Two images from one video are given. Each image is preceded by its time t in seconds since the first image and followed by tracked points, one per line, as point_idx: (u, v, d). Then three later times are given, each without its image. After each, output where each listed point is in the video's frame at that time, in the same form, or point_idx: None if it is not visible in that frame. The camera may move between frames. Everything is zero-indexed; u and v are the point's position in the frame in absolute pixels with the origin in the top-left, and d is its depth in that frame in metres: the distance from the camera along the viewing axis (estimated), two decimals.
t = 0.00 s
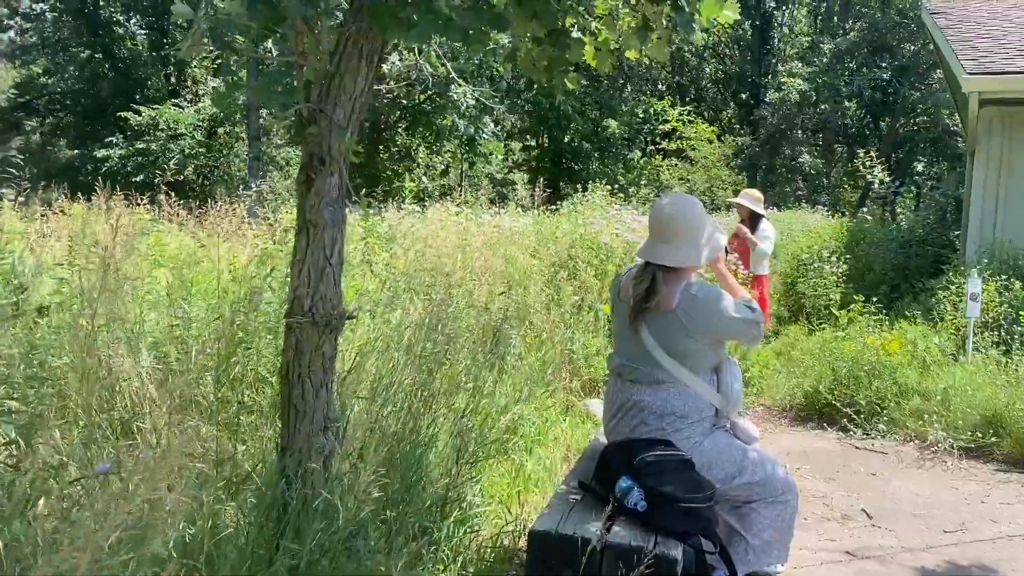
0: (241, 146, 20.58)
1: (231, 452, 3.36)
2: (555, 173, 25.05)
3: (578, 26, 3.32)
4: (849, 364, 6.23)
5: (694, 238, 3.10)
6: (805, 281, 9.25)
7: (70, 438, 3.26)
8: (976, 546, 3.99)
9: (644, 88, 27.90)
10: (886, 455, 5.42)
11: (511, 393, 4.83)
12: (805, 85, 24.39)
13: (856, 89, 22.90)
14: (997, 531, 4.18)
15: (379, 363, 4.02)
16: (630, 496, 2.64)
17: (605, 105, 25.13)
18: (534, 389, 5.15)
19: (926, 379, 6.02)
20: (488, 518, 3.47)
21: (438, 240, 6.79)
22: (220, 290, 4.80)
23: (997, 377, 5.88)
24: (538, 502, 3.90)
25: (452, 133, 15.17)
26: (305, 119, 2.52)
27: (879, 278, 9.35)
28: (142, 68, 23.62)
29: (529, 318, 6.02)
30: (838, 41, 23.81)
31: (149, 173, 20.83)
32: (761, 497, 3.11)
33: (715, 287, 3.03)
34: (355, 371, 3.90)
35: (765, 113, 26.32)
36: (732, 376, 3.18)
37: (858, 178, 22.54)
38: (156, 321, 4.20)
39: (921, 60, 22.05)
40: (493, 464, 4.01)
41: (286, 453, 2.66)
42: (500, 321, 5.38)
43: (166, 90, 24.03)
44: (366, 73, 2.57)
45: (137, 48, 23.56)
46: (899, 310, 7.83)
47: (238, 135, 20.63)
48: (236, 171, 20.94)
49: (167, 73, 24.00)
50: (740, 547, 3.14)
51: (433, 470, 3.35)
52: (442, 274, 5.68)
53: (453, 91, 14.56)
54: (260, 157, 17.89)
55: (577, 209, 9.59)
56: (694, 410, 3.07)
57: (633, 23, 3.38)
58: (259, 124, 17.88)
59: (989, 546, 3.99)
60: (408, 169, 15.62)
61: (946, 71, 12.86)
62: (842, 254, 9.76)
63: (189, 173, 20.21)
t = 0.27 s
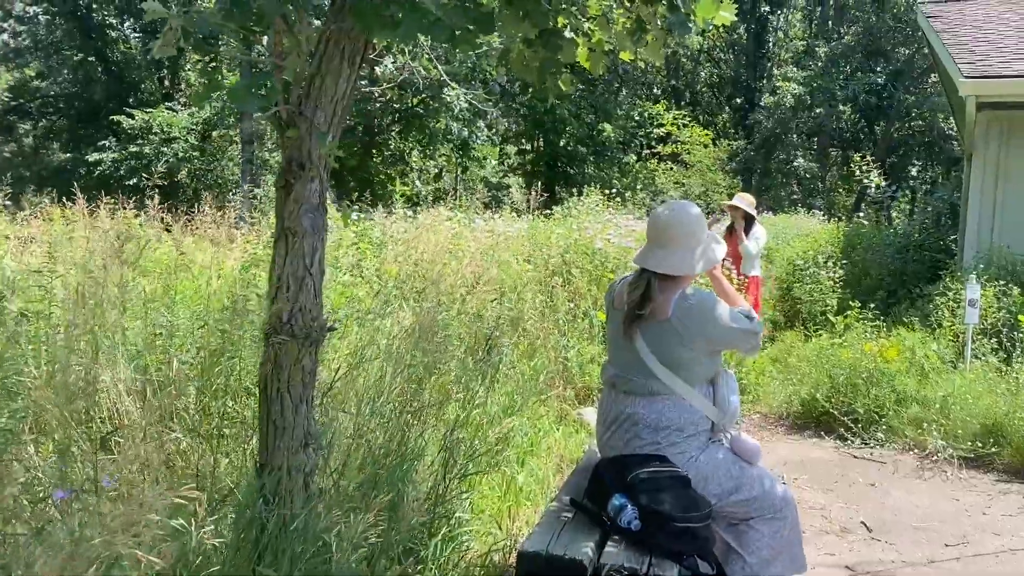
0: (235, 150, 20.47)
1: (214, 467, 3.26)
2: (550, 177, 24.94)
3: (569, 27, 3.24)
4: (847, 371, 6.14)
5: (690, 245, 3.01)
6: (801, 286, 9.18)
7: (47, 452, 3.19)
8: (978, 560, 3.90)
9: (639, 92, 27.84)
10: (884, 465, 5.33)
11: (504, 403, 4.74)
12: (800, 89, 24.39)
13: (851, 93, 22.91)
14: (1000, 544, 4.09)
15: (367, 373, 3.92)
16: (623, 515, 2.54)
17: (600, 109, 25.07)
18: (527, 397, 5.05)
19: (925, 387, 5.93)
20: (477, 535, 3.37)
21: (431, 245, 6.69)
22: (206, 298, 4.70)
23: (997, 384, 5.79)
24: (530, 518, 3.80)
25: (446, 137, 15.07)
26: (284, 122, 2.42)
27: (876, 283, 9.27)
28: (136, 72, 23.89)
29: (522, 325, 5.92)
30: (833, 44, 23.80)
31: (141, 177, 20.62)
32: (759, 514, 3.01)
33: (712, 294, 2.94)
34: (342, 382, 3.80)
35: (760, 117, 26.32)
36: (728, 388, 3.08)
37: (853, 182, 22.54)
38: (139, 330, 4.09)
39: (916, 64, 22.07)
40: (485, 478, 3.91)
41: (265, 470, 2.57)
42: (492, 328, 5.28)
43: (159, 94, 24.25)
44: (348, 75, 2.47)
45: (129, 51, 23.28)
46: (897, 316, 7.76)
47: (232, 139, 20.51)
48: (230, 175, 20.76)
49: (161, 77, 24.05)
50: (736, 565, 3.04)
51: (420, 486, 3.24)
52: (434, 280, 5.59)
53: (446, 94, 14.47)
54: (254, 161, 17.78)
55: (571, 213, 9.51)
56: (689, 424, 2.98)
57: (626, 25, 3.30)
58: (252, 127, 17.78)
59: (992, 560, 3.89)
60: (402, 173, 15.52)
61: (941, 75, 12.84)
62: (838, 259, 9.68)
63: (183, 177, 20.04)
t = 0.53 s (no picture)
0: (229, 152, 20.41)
1: (200, 475, 3.20)
2: (546, 180, 24.90)
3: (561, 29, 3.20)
4: (844, 376, 6.09)
5: (685, 249, 2.94)
6: (798, 290, 9.13)
7: (29, 459, 3.15)
8: (977, 568, 3.84)
9: (635, 95, 27.82)
10: (880, 471, 5.29)
11: (497, 408, 4.68)
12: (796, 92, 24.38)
13: (848, 97, 22.91)
14: (998, 551, 4.04)
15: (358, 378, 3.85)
16: (615, 525, 2.49)
17: (596, 113, 25.08)
18: (521, 402, 5.00)
19: (923, 392, 5.88)
20: (467, 545, 3.33)
21: (424, 248, 6.64)
22: (196, 303, 4.64)
23: (995, 389, 5.74)
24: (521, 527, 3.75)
25: (441, 139, 15.03)
26: (268, 122, 2.38)
27: (872, 287, 9.22)
28: (129, 74, 23.91)
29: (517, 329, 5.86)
30: (829, 48, 23.81)
31: (136, 180, 20.53)
32: (754, 524, 2.95)
33: (706, 300, 2.87)
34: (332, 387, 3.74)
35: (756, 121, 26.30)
36: (723, 395, 3.02)
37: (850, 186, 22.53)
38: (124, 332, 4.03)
39: (913, 67, 22.09)
40: (477, 485, 3.84)
41: (249, 478, 2.53)
42: (486, 333, 5.22)
43: (154, 96, 24.02)
44: (333, 75, 2.43)
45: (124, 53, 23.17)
46: (894, 320, 7.71)
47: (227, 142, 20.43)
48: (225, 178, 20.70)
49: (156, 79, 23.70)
50: (732, 575, 2.98)
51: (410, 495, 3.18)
52: (427, 284, 5.53)
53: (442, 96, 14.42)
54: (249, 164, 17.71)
55: (567, 217, 9.45)
56: (683, 432, 2.91)
57: (620, 27, 3.26)
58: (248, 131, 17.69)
59: (991, 568, 3.84)
60: (397, 176, 15.46)
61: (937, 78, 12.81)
62: (835, 263, 9.64)
63: (179, 179, 19.97)
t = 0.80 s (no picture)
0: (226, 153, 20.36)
1: (180, 480, 3.18)
2: (543, 182, 24.85)
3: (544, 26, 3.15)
4: (836, 379, 6.04)
5: (670, 251, 2.88)
6: (792, 293, 9.10)
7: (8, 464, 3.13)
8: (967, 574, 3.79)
9: (633, 97, 27.79)
10: (872, 475, 5.24)
11: (484, 411, 4.64)
12: (793, 94, 24.34)
13: (845, 99, 22.89)
14: (990, 558, 3.99)
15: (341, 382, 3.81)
16: (595, 532, 2.43)
17: (594, 115, 25.04)
18: (509, 406, 4.95)
19: (916, 395, 5.82)
20: (447, 551, 3.27)
21: (416, 250, 6.60)
22: (180, 305, 4.59)
23: (988, 393, 5.69)
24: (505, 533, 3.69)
25: (437, 141, 14.99)
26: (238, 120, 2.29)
27: (867, 289, 9.18)
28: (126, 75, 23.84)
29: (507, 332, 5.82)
30: (826, 50, 23.79)
31: (132, 181, 20.45)
32: (739, 531, 2.90)
33: (691, 303, 2.82)
34: (314, 391, 3.69)
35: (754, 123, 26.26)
36: (707, 399, 2.98)
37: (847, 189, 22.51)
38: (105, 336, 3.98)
39: (910, 70, 22.06)
40: (461, 489, 3.80)
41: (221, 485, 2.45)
42: (475, 336, 5.18)
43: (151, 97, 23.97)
44: (306, 71, 2.35)
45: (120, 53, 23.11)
46: (887, 323, 7.67)
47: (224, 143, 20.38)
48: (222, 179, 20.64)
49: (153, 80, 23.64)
50: None
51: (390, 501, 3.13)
52: (416, 285, 5.48)
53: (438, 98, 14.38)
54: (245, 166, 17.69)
55: (561, 218, 9.40)
56: (666, 436, 2.87)
57: (606, 24, 3.20)
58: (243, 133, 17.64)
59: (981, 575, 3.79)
60: (392, 178, 15.41)
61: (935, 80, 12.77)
62: (829, 265, 9.61)
63: (175, 180, 19.91)
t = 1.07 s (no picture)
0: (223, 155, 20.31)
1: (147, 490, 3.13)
2: (541, 185, 24.75)
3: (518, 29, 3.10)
4: (825, 387, 5.98)
5: (643, 260, 2.83)
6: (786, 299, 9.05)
7: None
8: None
9: (632, 101, 27.74)
10: (860, 485, 5.18)
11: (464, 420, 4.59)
12: (792, 99, 24.28)
13: (845, 104, 22.83)
14: (976, 570, 3.94)
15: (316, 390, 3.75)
16: (559, 547, 2.37)
17: (592, 118, 24.98)
18: (492, 414, 4.89)
19: (906, 403, 5.77)
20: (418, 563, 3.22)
21: (403, 255, 6.54)
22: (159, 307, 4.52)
23: (978, 401, 5.64)
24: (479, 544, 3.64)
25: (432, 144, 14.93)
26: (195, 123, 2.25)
27: (860, 295, 9.11)
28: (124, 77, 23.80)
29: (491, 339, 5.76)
30: (825, 54, 23.73)
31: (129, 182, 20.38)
32: (712, 546, 2.83)
33: (662, 312, 2.77)
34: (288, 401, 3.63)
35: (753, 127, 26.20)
36: (682, 409, 2.91)
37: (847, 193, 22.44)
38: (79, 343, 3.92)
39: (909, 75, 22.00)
40: (436, 499, 3.74)
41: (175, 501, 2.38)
42: (459, 343, 5.12)
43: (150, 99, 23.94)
44: (265, 75, 2.27)
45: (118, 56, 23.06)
46: (879, 329, 7.62)
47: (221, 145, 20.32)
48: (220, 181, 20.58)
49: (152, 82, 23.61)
50: None
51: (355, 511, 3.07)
52: (400, 290, 5.42)
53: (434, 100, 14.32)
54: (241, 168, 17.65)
55: (554, 223, 9.34)
56: (639, 448, 2.81)
57: (582, 27, 3.15)
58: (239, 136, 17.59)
59: None
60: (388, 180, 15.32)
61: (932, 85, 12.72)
62: (823, 270, 9.55)
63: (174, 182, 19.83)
